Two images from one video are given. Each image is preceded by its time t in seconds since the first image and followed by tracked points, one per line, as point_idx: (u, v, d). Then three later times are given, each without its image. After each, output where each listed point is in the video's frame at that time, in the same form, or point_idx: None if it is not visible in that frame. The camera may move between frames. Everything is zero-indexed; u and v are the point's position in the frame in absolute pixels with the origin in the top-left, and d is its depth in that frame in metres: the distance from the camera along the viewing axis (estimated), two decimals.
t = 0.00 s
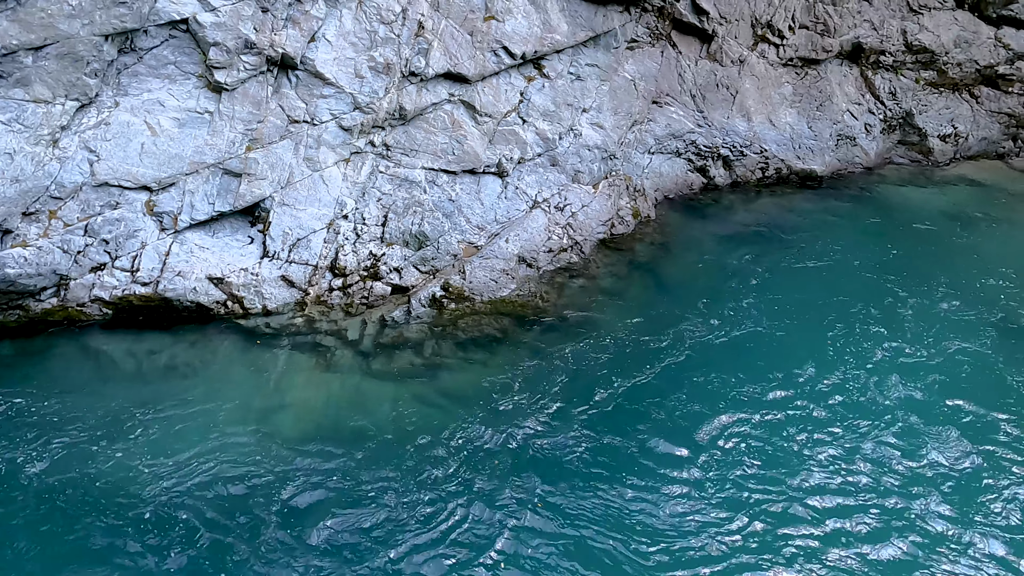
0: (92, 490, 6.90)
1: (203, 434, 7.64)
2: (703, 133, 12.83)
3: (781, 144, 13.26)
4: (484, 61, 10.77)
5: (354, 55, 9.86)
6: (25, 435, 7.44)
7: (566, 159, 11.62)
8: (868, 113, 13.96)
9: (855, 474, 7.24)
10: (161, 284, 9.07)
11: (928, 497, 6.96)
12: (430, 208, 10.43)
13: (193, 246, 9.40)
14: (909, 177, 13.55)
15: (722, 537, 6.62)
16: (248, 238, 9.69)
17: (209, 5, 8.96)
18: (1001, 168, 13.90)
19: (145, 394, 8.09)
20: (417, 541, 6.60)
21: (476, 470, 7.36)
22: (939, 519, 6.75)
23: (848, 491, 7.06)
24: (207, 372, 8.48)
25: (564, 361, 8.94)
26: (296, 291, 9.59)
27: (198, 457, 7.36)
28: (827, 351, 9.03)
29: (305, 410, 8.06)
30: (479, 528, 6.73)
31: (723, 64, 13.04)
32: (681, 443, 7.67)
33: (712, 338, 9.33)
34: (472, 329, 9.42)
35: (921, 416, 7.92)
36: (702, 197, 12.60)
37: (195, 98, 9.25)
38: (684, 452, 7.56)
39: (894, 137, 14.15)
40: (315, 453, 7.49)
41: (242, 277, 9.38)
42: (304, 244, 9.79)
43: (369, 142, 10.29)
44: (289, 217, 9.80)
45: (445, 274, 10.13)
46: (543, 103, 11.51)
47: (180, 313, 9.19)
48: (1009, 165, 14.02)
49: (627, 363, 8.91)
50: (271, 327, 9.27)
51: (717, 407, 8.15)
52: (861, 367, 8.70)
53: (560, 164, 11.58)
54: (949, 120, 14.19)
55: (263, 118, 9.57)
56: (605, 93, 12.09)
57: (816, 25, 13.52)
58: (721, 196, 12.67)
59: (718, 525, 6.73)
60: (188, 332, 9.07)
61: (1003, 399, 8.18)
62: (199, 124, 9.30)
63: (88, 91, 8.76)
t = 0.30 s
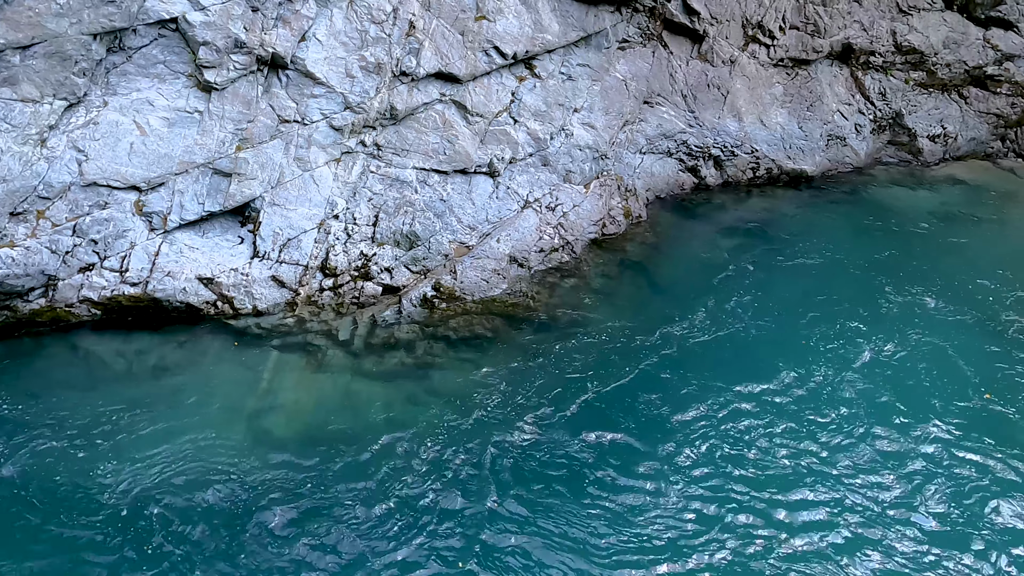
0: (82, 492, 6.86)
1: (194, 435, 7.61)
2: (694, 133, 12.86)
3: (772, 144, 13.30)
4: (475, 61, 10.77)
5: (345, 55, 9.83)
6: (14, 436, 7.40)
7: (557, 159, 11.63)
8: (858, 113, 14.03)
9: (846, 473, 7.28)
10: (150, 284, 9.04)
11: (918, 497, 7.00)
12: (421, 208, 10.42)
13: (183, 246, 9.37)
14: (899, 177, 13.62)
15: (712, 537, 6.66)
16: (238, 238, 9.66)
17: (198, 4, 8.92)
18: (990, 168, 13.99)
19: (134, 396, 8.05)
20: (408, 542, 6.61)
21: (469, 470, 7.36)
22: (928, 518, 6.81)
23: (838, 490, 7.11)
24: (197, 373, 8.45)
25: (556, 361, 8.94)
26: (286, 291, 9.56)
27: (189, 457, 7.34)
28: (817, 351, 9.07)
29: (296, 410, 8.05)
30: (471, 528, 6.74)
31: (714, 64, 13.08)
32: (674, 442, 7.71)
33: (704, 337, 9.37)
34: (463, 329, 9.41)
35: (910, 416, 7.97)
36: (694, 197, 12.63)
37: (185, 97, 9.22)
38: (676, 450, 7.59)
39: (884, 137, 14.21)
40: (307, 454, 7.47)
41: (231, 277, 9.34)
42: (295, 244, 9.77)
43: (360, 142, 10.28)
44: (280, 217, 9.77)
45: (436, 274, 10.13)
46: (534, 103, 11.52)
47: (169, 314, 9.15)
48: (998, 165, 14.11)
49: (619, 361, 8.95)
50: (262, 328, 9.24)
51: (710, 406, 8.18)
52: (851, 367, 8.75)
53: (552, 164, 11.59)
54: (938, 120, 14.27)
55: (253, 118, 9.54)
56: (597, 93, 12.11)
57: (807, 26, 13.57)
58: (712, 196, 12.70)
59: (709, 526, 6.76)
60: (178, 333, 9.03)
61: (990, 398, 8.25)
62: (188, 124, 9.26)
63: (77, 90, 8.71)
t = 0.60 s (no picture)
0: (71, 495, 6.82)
1: (185, 435, 7.58)
2: (688, 134, 12.87)
3: (766, 145, 13.33)
4: (469, 61, 10.75)
5: (338, 54, 9.80)
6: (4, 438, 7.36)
7: (551, 159, 11.63)
8: (852, 114, 14.06)
9: (838, 473, 7.30)
10: (142, 284, 8.99)
11: (909, 497, 7.01)
12: (415, 208, 10.39)
13: (175, 246, 9.32)
14: (892, 178, 13.66)
15: (707, 537, 6.67)
16: (231, 238, 9.62)
17: (190, 3, 8.88)
18: (982, 169, 14.05)
19: (125, 396, 8.00)
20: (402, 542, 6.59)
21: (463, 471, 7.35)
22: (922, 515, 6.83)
23: (832, 490, 7.11)
24: (188, 373, 8.41)
25: (550, 362, 8.93)
26: (279, 291, 9.52)
27: (180, 458, 7.31)
28: (810, 351, 9.09)
29: (289, 411, 8.02)
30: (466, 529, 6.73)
31: (708, 65, 13.09)
32: (667, 443, 7.71)
33: (698, 338, 9.37)
34: (457, 330, 9.40)
35: (904, 418, 7.98)
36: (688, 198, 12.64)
37: (177, 96, 9.17)
38: (669, 451, 7.60)
39: (877, 138, 14.25)
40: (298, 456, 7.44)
41: (224, 277, 9.30)
42: (287, 244, 9.73)
43: (354, 141, 10.24)
44: (273, 216, 9.73)
45: (429, 274, 10.10)
46: (528, 103, 11.51)
47: (161, 314, 9.10)
48: (990, 166, 14.16)
49: (613, 361, 8.97)
50: (254, 328, 9.20)
51: (703, 406, 8.20)
52: (844, 368, 8.76)
53: (546, 164, 11.58)
54: (931, 122, 14.31)
55: (246, 117, 9.50)
56: (591, 93, 12.11)
57: (801, 27, 13.60)
58: (706, 197, 12.71)
59: (703, 527, 6.76)
60: (170, 333, 8.98)
61: (983, 399, 8.26)
62: (181, 123, 9.22)
63: (68, 89, 8.68)
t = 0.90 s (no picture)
0: (67, 497, 6.78)
1: (181, 436, 7.55)
2: (683, 134, 12.91)
3: (761, 146, 13.38)
4: (465, 61, 10.74)
5: (334, 54, 9.77)
6: None
7: (548, 160, 11.63)
8: (846, 115, 14.13)
9: (836, 472, 7.32)
10: (136, 284, 8.94)
11: (905, 496, 7.06)
12: (411, 208, 10.37)
13: (170, 246, 9.28)
14: (886, 179, 13.73)
15: (705, 536, 6.69)
16: (226, 238, 9.58)
17: (185, 2, 8.85)
18: (974, 170, 14.14)
19: (121, 398, 7.96)
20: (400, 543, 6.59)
21: (460, 470, 7.36)
22: (918, 517, 6.85)
23: (831, 490, 7.13)
24: (184, 375, 8.36)
25: (549, 361, 8.95)
26: (275, 292, 9.48)
27: (177, 460, 7.27)
28: (806, 350, 9.13)
29: (285, 412, 7.98)
30: (463, 530, 6.73)
31: (703, 66, 13.13)
32: (665, 441, 7.74)
33: (695, 337, 9.41)
34: (454, 330, 9.38)
35: (899, 417, 8.02)
36: (683, 198, 12.66)
37: (172, 96, 9.13)
38: (668, 449, 7.63)
39: (870, 138, 14.32)
40: (296, 457, 7.42)
41: (220, 278, 9.26)
42: (283, 244, 9.69)
43: (350, 142, 10.22)
44: (269, 217, 9.69)
45: (426, 274, 10.08)
46: (524, 103, 11.51)
47: (156, 314, 9.04)
48: (982, 167, 14.25)
49: (609, 360, 9.00)
50: (250, 328, 9.15)
51: (701, 405, 8.23)
52: (840, 367, 8.79)
53: (542, 165, 11.59)
54: (924, 122, 14.38)
55: (242, 117, 9.46)
56: (587, 94, 12.13)
57: (795, 28, 13.66)
58: (702, 197, 12.74)
59: (700, 527, 6.78)
60: (165, 333, 8.93)
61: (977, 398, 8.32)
62: (176, 123, 9.17)
63: (62, 88, 8.64)
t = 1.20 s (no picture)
0: (61, 500, 6.75)
1: (176, 437, 7.53)
2: (677, 134, 12.94)
3: (754, 145, 13.43)
4: (459, 61, 10.73)
5: (328, 53, 9.74)
6: None
7: (542, 159, 11.64)
8: (838, 114, 14.19)
9: (829, 471, 7.36)
10: (130, 285, 8.91)
11: (897, 494, 7.12)
12: (405, 208, 10.36)
13: (163, 246, 9.24)
14: (878, 178, 13.81)
15: (700, 536, 6.72)
16: (220, 238, 9.55)
17: (178, 1, 8.81)
18: (965, 169, 14.23)
19: (114, 399, 7.93)
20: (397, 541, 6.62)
21: (456, 469, 7.39)
22: (911, 515, 6.91)
23: (826, 488, 7.17)
24: (176, 376, 8.32)
25: (545, 360, 8.99)
26: (269, 292, 9.47)
27: (172, 461, 7.26)
28: (799, 349, 9.18)
29: (280, 412, 7.97)
30: (459, 529, 6.75)
31: (697, 65, 13.16)
32: (660, 439, 7.78)
33: (690, 336, 9.45)
34: (449, 330, 9.39)
35: (895, 416, 8.07)
36: (677, 198, 12.69)
37: (165, 96, 9.09)
38: (663, 447, 7.68)
39: (863, 137, 14.38)
40: (291, 458, 7.40)
41: (213, 278, 9.24)
42: (277, 244, 9.67)
43: (344, 141, 10.20)
44: (263, 217, 9.67)
45: (420, 274, 10.08)
46: (519, 103, 11.51)
47: (149, 315, 9.01)
48: (973, 166, 14.34)
49: (603, 359, 9.03)
50: (244, 329, 9.13)
51: (696, 404, 8.27)
52: (832, 366, 8.83)
53: (536, 164, 11.60)
54: (916, 122, 14.45)
55: (235, 116, 9.43)
56: (581, 93, 12.15)
57: (788, 28, 13.72)
58: (696, 196, 12.77)
59: (695, 527, 6.80)
60: (159, 334, 8.90)
61: (968, 397, 8.38)
62: (169, 123, 9.14)
63: (53, 88, 8.60)
